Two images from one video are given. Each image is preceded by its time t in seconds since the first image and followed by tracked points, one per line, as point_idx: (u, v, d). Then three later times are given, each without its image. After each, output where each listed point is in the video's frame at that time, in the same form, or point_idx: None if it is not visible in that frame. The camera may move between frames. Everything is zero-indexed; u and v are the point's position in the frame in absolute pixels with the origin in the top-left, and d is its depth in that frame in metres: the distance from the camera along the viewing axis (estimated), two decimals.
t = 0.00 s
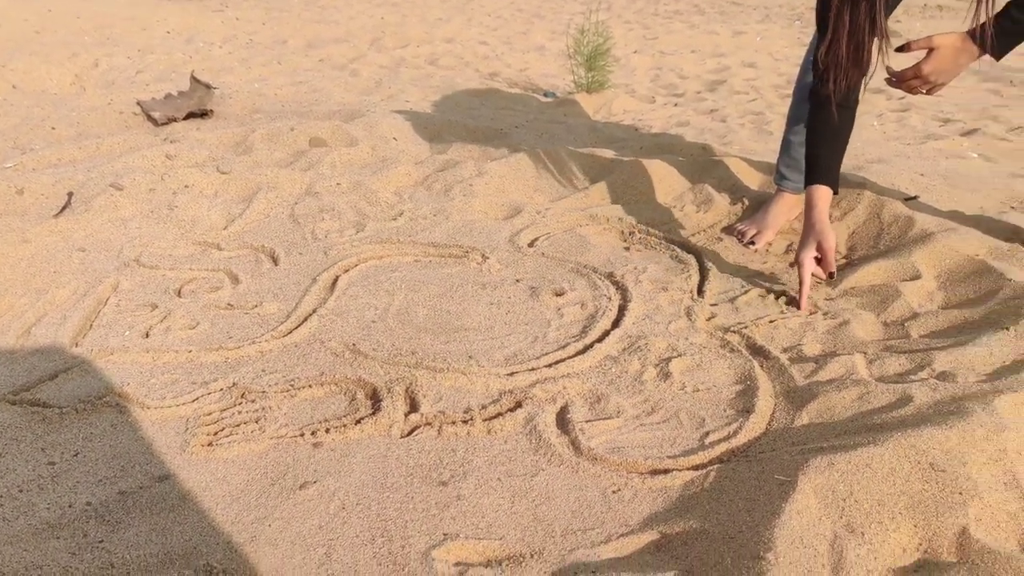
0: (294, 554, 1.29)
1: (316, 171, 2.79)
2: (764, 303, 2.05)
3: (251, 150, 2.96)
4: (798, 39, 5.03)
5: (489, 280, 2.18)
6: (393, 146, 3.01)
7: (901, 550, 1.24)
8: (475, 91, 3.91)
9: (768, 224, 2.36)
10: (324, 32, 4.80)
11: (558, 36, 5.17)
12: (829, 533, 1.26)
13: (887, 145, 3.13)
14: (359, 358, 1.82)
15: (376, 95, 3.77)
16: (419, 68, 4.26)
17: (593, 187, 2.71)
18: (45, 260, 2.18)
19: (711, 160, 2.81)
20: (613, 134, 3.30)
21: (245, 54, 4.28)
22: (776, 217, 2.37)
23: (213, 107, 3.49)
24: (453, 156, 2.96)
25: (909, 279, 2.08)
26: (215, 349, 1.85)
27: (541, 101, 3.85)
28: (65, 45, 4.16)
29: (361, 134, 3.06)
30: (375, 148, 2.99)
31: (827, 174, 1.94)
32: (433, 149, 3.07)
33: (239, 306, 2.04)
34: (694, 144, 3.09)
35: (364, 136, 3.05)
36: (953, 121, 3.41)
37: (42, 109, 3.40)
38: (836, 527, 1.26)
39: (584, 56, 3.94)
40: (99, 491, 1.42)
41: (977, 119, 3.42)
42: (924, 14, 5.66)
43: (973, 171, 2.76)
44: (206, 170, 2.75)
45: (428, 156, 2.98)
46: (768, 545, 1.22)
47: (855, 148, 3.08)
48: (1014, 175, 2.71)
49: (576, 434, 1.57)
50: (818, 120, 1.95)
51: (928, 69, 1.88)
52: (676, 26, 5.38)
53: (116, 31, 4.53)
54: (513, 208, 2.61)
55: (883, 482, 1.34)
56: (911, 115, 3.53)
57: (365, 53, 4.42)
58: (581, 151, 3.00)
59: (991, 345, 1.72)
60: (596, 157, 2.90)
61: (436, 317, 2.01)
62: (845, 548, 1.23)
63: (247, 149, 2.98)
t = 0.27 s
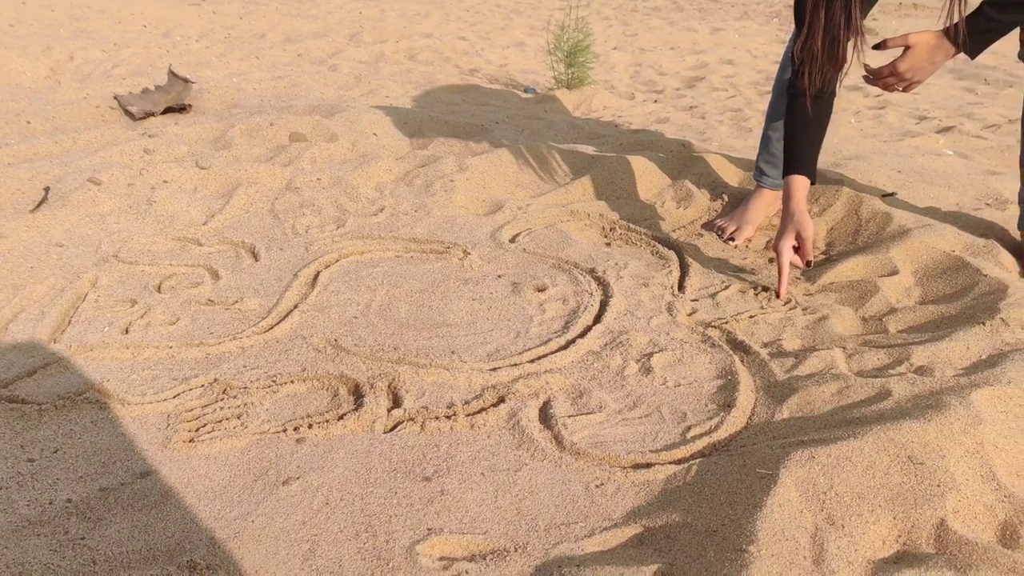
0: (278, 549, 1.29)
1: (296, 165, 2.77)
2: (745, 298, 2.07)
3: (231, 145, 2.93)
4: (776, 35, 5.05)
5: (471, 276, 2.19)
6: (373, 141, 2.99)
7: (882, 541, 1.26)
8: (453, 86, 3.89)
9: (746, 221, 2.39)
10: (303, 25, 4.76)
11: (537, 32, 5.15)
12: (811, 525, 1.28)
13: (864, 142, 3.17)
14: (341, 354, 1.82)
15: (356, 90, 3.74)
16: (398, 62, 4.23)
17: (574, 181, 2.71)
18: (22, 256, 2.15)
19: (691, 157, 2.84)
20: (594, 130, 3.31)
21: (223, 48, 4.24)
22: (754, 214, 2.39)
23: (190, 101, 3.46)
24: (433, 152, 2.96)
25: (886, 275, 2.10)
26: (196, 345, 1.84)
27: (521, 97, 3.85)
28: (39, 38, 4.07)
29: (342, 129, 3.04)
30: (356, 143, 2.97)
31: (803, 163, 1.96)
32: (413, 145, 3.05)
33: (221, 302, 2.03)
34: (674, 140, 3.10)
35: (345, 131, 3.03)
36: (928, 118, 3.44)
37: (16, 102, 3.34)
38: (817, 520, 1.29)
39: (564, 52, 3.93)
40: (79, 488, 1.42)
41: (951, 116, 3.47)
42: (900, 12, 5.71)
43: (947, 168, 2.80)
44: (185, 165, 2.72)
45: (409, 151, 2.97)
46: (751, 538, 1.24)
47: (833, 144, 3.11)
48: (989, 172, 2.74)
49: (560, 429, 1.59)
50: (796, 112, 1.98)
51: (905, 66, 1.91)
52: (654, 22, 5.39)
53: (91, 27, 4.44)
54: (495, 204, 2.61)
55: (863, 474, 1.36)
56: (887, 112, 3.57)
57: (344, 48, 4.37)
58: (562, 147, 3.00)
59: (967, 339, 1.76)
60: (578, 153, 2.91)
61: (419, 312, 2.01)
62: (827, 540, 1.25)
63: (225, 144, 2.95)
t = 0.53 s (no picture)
0: (260, 540, 1.29)
1: (277, 155, 2.75)
2: (727, 287, 2.07)
3: (211, 135, 2.91)
4: (759, 25, 5.05)
5: (454, 266, 2.18)
6: (354, 131, 2.97)
7: (862, 528, 1.27)
8: (435, 75, 3.87)
9: (727, 210, 2.38)
10: (284, 15, 4.72)
11: (520, 21, 5.13)
12: (792, 513, 1.28)
13: (845, 131, 3.18)
14: (323, 344, 1.81)
15: (337, 79, 3.72)
16: (380, 51, 4.20)
17: (557, 171, 2.71)
18: None
19: (674, 146, 2.84)
20: (577, 120, 3.30)
21: (203, 37, 4.19)
22: (736, 203, 2.39)
23: (170, 90, 3.43)
24: (414, 141, 2.94)
25: (867, 263, 2.12)
26: (176, 336, 1.83)
27: (503, 86, 3.83)
28: (16, 28, 4.02)
29: (323, 119, 3.03)
30: (338, 132, 2.96)
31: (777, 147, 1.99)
32: (395, 134, 3.04)
33: (201, 293, 2.01)
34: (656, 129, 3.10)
35: (327, 121, 3.01)
36: (908, 108, 3.47)
37: None
38: (798, 507, 1.29)
39: (546, 41, 3.92)
40: (59, 480, 1.41)
41: (931, 106, 3.49)
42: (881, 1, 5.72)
43: (928, 157, 2.82)
44: (165, 155, 2.70)
45: (391, 141, 2.95)
46: (733, 525, 1.24)
47: (814, 134, 3.12)
48: (968, 162, 2.76)
49: (543, 419, 1.59)
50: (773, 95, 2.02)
51: (884, 55, 1.97)
52: (637, 12, 5.38)
53: (68, 16, 4.38)
54: (477, 193, 2.61)
55: (844, 462, 1.37)
56: (868, 102, 3.58)
57: (326, 36, 4.35)
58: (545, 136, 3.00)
59: (947, 328, 1.77)
60: (560, 142, 2.90)
61: (401, 302, 2.01)
62: (808, 527, 1.25)
63: (205, 133, 2.93)
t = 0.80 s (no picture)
0: (252, 524, 1.29)
1: (268, 140, 2.74)
2: (719, 271, 2.08)
3: (201, 119, 2.89)
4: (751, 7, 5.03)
5: (446, 250, 2.18)
6: (345, 115, 2.96)
7: (852, 509, 1.28)
8: (426, 58, 3.85)
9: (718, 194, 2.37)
10: None
11: (512, 4, 5.10)
12: (783, 494, 1.29)
13: (837, 114, 3.17)
14: (314, 329, 1.81)
15: (327, 63, 3.70)
16: (371, 34, 4.17)
17: (549, 155, 2.71)
18: None
19: (665, 130, 2.84)
20: (569, 103, 3.29)
21: (192, 20, 4.16)
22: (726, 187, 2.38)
23: (159, 74, 3.40)
24: (405, 125, 2.93)
25: (858, 246, 2.12)
26: (167, 321, 1.82)
27: (495, 70, 3.81)
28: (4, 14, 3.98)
29: (314, 103, 3.01)
30: (328, 116, 2.94)
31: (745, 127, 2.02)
32: (386, 118, 3.03)
33: (192, 278, 2.01)
34: (648, 112, 3.09)
35: (317, 105, 3.00)
36: (900, 91, 3.47)
37: None
38: (789, 489, 1.30)
39: (538, 23, 3.90)
40: (50, 465, 1.40)
41: (923, 88, 3.49)
42: None
43: (920, 140, 2.81)
44: (154, 139, 2.68)
45: (382, 125, 2.94)
46: (724, 507, 1.24)
47: (806, 117, 3.11)
48: (959, 144, 2.76)
49: (534, 402, 1.59)
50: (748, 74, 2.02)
51: (874, 38, 1.96)
52: None
53: None
54: (469, 177, 2.60)
55: (834, 444, 1.38)
56: (861, 84, 3.58)
57: (317, 20, 4.32)
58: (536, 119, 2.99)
59: (937, 310, 1.77)
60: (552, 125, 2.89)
61: (392, 286, 2.00)
62: (798, 508, 1.25)
63: (195, 118, 2.91)
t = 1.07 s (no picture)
0: (253, 521, 1.29)
1: (266, 136, 2.74)
2: (717, 267, 2.08)
3: (199, 116, 2.89)
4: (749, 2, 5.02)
5: (445, 246, 2.18)
6: (343, 111, 2.95)
7: (851, 504, 1.28)
8: (423, 54, 3.84)
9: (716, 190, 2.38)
10: None
11: None
12: (782, 489, 1.29)
13: (835, 109, 3.17)
14: (314, 325, 1.81)
15: (325, 59, 3.69)
16: (369, 30, 4.17)
17: (547, 151, 2.71)
18: None
19: (663, 126, 2.84)
20: (566, 99, 3.29)
21: (189, 16, 4.16)
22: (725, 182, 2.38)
23: (157, 70, 3.40)
24: (403, 121, 2.93)
25: (857, 241, 2.12)
26: (167, 318, 1.82)
27: (493, 65, 3.81)
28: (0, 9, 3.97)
29: (312, 99, 3.01)
30: (326, 112, 2.94)
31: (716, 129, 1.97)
32: (384, 114, 3.03)
33: (191, 275, 2.01)
34: (645, 108, 3.09)
35: (315, 101, 3.00)
36: (898, 85, 3.47)
37: None
38: (788, 484, 1.30)
39: (536, 19, 3.90)
40: (50, 462, 1.41)
41: (921, 83, 3.49)
42: None
43: (918, 135, 2.82)
44: (152, 136, 2.68)
45: (380, 121, 2.94)
46: (724, 502, 1.25)
47: (804, 111, 3.11)
48: (957, 139, 2.76)
49: (534, 398, 1.59)
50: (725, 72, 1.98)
51: (872, 32, 1.95)
52: None
53: None
54: (467, 173, 2.60)
55: (833, 438, 1.38)
56: (858, 80, 3.58)
57: (314, 15, 4.32)
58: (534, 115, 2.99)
59: (936, 305, 1.78)
60: (550, 121, 2.89)
61: (391, 283, 2.01)
62: (798, 503, 1.26)
63: (193, 115, 2.91)
